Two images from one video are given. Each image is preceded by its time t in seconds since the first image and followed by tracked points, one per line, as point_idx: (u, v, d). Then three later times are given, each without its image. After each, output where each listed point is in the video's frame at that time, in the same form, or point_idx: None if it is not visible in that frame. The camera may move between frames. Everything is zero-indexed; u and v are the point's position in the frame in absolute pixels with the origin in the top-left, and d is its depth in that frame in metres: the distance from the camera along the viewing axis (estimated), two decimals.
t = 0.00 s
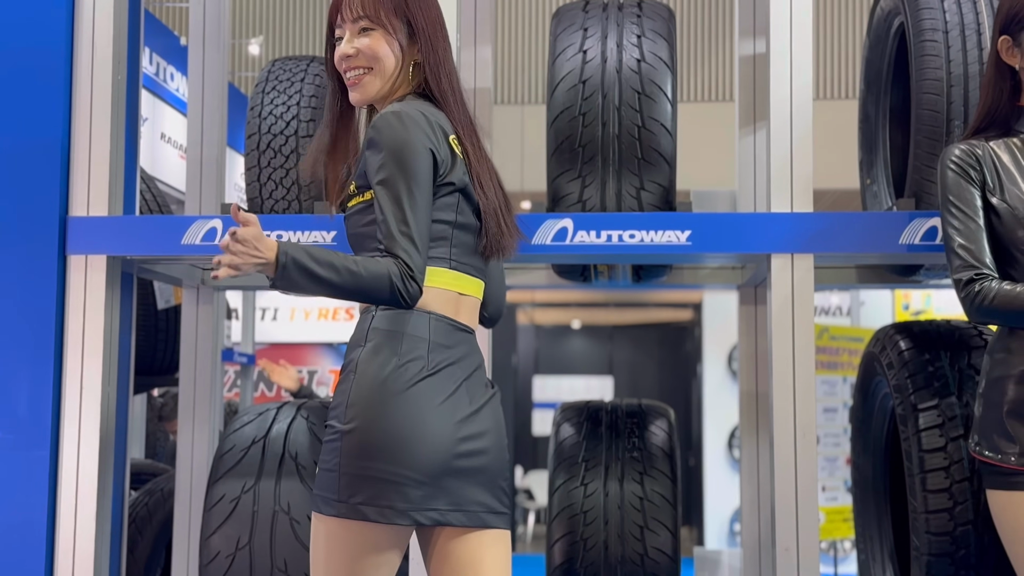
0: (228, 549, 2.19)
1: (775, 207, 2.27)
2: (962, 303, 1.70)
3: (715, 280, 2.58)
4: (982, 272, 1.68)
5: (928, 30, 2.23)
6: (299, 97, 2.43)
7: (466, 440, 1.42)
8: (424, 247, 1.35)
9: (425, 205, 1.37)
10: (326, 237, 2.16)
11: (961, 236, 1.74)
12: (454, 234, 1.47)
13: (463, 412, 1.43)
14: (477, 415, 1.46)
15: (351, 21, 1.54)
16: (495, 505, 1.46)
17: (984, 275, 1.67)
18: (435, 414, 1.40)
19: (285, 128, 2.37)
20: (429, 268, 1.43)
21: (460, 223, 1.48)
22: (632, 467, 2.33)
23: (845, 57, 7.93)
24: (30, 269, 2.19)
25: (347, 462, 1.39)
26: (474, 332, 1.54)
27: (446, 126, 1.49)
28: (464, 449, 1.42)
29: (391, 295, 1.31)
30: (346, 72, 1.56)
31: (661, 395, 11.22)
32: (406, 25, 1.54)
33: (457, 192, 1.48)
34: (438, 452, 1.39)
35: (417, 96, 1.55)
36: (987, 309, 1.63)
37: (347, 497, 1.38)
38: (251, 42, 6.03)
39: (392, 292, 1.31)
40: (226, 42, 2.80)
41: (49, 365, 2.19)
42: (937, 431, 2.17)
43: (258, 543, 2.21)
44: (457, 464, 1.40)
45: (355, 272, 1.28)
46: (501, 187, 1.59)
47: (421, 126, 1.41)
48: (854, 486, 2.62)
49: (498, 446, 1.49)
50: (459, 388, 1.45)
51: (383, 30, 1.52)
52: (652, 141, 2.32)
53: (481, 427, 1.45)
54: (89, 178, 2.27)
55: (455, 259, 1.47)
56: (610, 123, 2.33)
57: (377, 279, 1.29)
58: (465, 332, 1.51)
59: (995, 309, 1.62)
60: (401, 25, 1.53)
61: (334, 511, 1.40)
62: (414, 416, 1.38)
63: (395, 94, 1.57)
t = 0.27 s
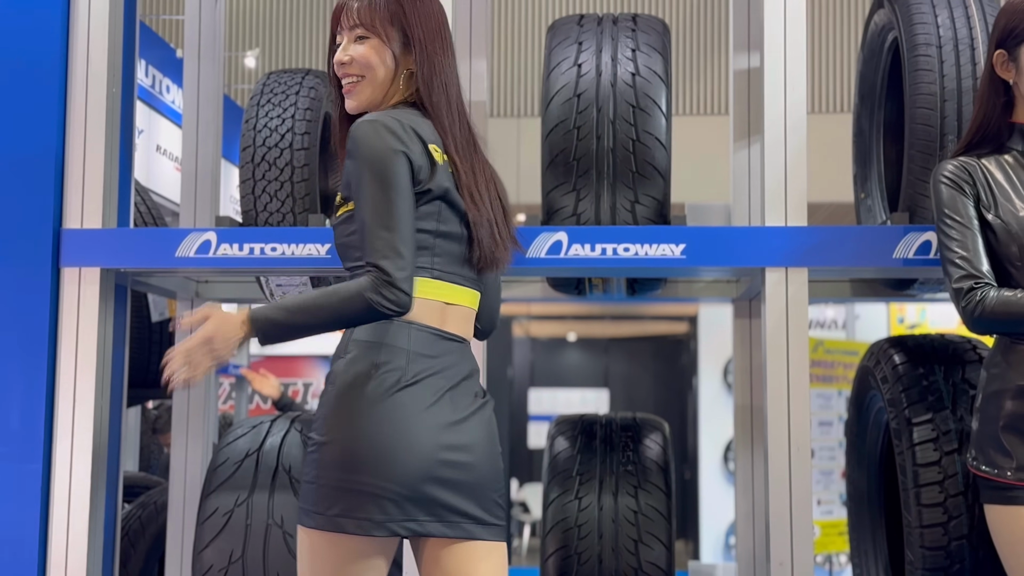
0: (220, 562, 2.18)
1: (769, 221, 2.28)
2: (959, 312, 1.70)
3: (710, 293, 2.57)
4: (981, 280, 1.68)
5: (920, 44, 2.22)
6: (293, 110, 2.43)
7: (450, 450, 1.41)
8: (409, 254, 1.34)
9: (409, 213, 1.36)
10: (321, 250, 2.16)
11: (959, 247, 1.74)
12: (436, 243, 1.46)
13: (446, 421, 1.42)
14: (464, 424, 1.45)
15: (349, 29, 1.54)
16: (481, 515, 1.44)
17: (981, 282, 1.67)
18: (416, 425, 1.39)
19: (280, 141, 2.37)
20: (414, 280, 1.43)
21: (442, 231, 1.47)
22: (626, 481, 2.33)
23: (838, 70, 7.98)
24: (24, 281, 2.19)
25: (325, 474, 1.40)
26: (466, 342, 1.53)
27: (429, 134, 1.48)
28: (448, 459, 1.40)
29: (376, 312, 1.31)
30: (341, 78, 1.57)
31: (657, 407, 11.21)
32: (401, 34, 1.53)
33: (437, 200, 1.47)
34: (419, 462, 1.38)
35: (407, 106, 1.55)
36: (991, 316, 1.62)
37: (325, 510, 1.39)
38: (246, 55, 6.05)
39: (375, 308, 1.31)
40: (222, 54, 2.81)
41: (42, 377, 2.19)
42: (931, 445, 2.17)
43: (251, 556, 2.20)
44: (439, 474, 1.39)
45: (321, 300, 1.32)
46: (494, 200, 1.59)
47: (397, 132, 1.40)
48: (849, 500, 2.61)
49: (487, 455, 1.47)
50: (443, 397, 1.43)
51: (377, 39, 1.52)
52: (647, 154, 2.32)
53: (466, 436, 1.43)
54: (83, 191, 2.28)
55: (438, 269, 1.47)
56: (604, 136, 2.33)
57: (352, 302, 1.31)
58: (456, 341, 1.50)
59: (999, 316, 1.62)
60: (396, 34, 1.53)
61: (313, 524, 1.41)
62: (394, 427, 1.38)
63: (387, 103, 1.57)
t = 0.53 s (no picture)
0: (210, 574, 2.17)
1: (761, 234, 2.28)
2: (950, 327, 1.70)
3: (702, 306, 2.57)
4: (972, 295, 1.68)
5: (912, 59, 2.23)
6: (285, 122, 2.42)
7: (377, 448, 1.41)
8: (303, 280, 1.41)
9: (313, 239, 1.43)
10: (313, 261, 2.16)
11: (950, 262, 1.74)
12: (363, 248, 1.46)
13: (374, 418, 1.42)
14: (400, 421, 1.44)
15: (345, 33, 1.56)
16: (431, 514, 1.44)
17: (972, 296, 1.68)
18: (340, 425, 1.41)
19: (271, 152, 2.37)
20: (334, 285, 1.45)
21: (368, 235, 1.46)
22: (617, 493, 2.33)
23: (830, 83, 8.04)
24: (14, 293, 2.18)
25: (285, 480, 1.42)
26: (430, 339, 1.52)
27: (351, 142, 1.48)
28: (373, 457, 1.41)
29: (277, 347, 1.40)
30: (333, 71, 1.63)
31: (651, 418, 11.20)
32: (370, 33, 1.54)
33: (358, 206, 1.46)
34: (344, 461, 1.40)
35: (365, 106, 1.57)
36: (982, 331, 1.63)
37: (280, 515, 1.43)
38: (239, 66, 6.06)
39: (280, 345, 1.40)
40: (214, 66, 2.81)
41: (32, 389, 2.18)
42: (922, 458, 2.17)
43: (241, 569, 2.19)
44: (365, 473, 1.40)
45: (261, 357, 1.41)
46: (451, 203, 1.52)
47: (304, 149, 1.45)
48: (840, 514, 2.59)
49: (429, 451, 1.44)
50: (377, 397, 1.43)
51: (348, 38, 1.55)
52: (638, 167, 2.33)
53: (399, 434, 1.42)
54: (74, 202, 2.27)
55: (368, 273, 1.47)
56: (596, 149, 2.34)
57: (279, 350, 1.40)
58: (406, 338, 1.48)
59: (991, 330, 1.62)
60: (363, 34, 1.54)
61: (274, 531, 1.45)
62: (324, 428, 1.41)
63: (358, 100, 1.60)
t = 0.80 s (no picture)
0: None
1: (748, 245, 2.29)
2: (935, 336, 1.71)
3: (689, 316, 2.57)
4: (957, 305, 1.69)
5: (897, 71, 2.25)
6: (274, 131, 2.42)
7: (370, 465, 1.39)
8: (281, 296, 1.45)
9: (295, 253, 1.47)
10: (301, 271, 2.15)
11: (936, 272, 1.75)
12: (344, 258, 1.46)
13: (367, 435, 1.39)
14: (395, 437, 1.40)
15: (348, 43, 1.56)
16: (426, 534, 1.40)
17: (958, 305, 1.69)
18: (331, 441, 1.39)
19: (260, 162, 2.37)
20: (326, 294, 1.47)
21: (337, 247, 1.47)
22: (604, 505, 2.32)
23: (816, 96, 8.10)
24: None
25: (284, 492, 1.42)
26: (437, 351, 1.48)
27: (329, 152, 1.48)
28: (364, 474, 1.39)
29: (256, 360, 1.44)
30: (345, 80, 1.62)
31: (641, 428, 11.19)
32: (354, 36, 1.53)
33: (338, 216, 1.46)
34: (336, 476, 1.39)
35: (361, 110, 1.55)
36: (966, 341, 1.64)
37: (276, 529, 1.43)
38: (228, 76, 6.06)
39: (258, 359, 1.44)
40: (203, 76, 2.81)
41: (17, 399, 2.17)
42: (908, 470, 2.18)
43: None
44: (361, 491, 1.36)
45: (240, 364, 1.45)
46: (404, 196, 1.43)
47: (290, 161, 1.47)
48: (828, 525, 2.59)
49: (424, 470, 1.40)
50: (372, 412, 1.40)
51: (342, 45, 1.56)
52: (626, 178, 2.33)
53: (392, 451, 1.39)
54: (61, 211, 2.27)
55: (364, 285, 1.45)
56: (584, 160, 2.34)
57: (260, 363, 1.44)
58: (407, 352, 1.44)
59: (975, 340, 1.63)
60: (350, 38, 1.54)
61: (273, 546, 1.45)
62: (313, 441, 1.40)
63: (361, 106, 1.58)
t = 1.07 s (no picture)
0: None
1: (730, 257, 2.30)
2: (914, 345, 1.73)
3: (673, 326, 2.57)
4: (934, 314, 1.71)
5: (879, 84, 2.26)
6: (257, 140, 2.42)
7: (404, 473, 1.34)
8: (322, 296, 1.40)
9: (331, 256, 1.41)
10: (282, 280, 2.15)
11: (915, 282, 1.76)
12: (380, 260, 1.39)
13: (403, 441, 1.34)
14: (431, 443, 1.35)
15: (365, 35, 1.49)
16: (458, 544, 1.35)
17: (936, 314, 1.70)
18: (366, 448, 1.34)
19: (243, 171, 2.37)
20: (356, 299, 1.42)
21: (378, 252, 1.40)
22: (587, 515, 2.32)
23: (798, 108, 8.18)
24: None
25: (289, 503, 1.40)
26: (469, 355, 1.42)
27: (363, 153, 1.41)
28: (398, 482, 1.33)
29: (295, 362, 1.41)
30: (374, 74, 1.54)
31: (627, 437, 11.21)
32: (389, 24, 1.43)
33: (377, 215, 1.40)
34: (365, 483, 1.33)
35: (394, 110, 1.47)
36: (942, 350, 1.66)
37: (299, 536, 1.37)
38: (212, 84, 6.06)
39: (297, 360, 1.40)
40: (187, 84, 2.80)
41: None
42: (889, 480, 2.18)
43: None
44: (382, 500, 1.33)
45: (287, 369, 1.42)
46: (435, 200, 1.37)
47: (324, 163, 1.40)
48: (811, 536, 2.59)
49: (462, 478, 1.35)
50: (406, 417, 1.35)
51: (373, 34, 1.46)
52: (609, 189, 2.34)
53: (427, 458, 1.34)
54: (43, 219, 2.26)
55: (394, 283, 1.39)
56: (568, 170, 2.35)
57: (301, 369, 1.41)
58: (440, 355, 1.39)
59: (950, 349, 1.65)
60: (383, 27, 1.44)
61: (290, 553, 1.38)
62: (339, 445, 1.35)
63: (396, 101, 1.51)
